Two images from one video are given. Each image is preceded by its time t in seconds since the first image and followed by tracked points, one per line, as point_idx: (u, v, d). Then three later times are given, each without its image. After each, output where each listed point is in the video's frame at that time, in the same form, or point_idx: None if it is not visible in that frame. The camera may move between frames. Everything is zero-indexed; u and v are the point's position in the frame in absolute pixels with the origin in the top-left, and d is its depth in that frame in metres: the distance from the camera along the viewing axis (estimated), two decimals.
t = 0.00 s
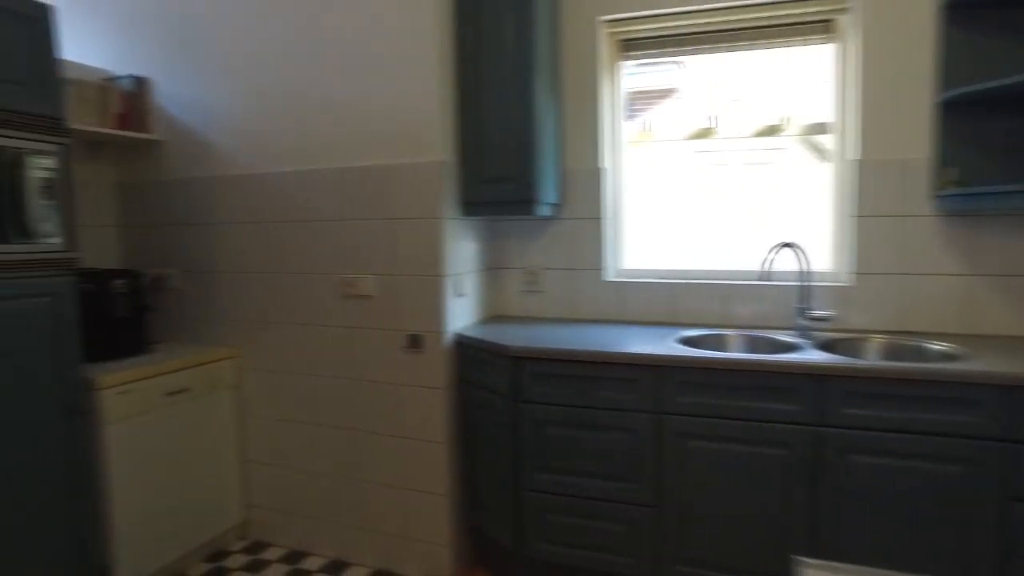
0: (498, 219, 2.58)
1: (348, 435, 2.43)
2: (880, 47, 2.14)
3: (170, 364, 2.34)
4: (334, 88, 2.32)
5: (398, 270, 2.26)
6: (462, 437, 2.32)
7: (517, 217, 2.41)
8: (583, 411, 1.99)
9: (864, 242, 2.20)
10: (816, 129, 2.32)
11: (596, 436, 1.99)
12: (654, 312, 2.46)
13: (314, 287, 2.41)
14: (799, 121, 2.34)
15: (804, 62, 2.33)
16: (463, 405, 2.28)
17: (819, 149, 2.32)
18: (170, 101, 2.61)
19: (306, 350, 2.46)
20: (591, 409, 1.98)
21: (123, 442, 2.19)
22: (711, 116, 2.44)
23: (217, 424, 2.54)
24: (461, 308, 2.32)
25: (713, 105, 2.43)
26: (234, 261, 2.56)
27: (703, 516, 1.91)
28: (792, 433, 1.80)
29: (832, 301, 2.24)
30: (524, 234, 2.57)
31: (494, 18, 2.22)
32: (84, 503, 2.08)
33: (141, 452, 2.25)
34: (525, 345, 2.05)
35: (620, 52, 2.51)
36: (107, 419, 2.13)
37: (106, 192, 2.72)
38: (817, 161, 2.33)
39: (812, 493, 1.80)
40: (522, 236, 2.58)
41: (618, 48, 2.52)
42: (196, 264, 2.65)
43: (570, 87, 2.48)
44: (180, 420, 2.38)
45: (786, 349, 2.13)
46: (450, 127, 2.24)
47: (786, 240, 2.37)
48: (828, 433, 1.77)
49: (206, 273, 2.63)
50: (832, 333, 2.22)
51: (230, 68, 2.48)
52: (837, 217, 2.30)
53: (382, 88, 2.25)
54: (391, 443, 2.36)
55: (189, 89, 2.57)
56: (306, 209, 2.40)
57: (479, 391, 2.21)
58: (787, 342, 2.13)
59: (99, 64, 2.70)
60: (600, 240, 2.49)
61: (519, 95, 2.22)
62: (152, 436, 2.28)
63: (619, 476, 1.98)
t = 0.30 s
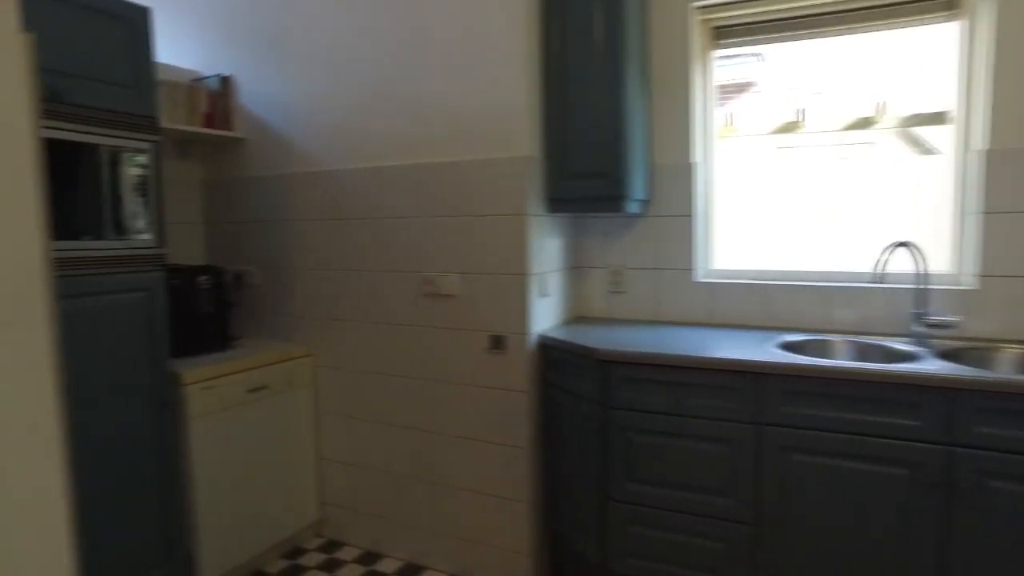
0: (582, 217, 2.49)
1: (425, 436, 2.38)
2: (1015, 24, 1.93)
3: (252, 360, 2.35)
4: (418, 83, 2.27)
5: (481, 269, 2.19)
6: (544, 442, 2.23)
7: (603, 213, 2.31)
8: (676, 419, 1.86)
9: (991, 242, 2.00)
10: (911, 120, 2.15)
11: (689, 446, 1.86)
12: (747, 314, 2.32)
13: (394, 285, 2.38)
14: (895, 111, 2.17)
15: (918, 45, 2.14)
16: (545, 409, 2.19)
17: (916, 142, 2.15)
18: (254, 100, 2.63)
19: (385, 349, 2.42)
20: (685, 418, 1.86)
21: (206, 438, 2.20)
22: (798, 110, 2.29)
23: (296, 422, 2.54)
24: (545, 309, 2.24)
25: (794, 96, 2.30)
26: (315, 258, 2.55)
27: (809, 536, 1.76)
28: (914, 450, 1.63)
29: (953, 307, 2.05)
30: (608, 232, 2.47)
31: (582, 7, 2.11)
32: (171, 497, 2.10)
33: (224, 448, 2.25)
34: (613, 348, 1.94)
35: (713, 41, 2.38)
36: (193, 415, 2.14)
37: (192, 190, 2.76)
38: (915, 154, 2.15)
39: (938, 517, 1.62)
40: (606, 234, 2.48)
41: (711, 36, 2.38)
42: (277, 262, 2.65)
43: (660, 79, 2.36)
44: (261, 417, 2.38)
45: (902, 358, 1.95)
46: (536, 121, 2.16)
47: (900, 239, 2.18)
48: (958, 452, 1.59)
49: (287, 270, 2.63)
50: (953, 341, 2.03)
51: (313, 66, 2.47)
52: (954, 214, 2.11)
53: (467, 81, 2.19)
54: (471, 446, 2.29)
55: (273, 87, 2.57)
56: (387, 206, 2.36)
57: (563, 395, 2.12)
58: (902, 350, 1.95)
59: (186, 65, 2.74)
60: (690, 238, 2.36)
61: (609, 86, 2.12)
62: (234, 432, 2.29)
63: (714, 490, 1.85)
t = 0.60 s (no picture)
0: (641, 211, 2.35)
1: (478, 442, 2.27)
2: None
3: (298, 360, 2.27)
4: (474, 72, 2.17)
5: (540, 267, 2.09)
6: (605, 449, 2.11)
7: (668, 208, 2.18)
8: (756, 430, 1.71)
9: None
10: (988, 109, 2.00)
11: (771, 459, 1.71)
12: (824, 316, 2.15)
13: (447, 283, 2.28)
14: (969, 101, 2.02)
15: (1002, 23, 1.99)
16: (607, 416, 2.08)
17: (988, 132, 2.01)
18: (300, 91, 2.55)
19: (437, 350, 2.32)
20: (764, 429, 1.71)
21: (252, 441, 2.11)
22: (861, 101, 2.16)
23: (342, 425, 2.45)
24: (606, 310, 2.11)
25: (866, 86, 2.15)
26: (363, 255, 2.47)
27: (905, 561, 1.59)
28: None
29: None
30: (671, 228, 2.33)
31: None
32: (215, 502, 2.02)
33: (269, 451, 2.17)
34: (684, 352, 1.80)
35: (785, 24, 2.23)
36: (238, 417, 2.06)
37: (235, 185, 2.69)
38: (989, 145, 2.01)
39: None
40: (669, 231, 2.33)
41: (783, 19, 2.23)
42: (323, 259, 2.57)
43: (729, 65, 2.21)
44: (307, 419, 2.30)
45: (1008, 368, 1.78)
46: (599, 109, 2.04)
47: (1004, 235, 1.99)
48: None
49: (332, 267, 2.55)
50: None
51: (363, 55, 2.39)
52: None
53: (527, 69, 2.07)
54: (526, 453, 2.18)
55: (320, 78, 2.49)
56: (440, 200, 2.27)
57: (626, 402, 1.99)
58: (1011, 360, 1.79)
59: (232, 57, 2.68)
60: (761, 235, 2.20)
61: (678, 71, 1.99)
62: (280, 435, 2.20)
63: (797, 509, 1.69)
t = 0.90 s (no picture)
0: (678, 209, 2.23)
1: (505, 450, 2.17)
2: None
3: (318, 364, 2.18)
4: (503, 62, 2.07)
5: (572, 268, 1.98)
6: (640, 461, 2.00)
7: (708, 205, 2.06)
8: (808, 444, 1.58)
9: None
10: None
11: (823, 476, 1.58)
12: (874, 321, 2.02)
13: (473, 285, 2.18)
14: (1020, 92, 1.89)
15: None
16: (642, 426, 1.97)
17: None
18: (320, 84, 2.46)
19: (463, 354, 2.23)
20: (817, 442, 1.57)
21: (268, 448, 2.02)
22: (902, 94, 2.03)
23: (363, 431, 2.35)
24: (642, 313, 2.00)
25: (911, 77, 2.02)
26: (385, 255, 2.37)
27: None
28: None
29: None
30: (709, 227, 2.20)
31: None
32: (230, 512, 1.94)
33: (287, 459, 2.08)
34: (729, 359, 1.68)
35: (834, 9, 2.09)
36: (255, 424, 1.97)
37: (254, 182, 2.61)
38: None
39: None
40: (706, 229, 2.21)
41: (831, 4, 2.09)
42: (343, 258, 2.48)
43: (773, 53, 2.08)
44: (327, 426, 2.21)
45: None
46: (636, 100, 1.92)
47: None
48: None
49: (353, 267, 2.45)
50: None
51: (386, 46, 2.29)
52: None
53: (559, 58, 1.96)
54: (555, 463, 2.07)
55: (342, 71, 2.40)
56: (466, 198, 2.17)
57: (664, 411, 1.87)
58: None
59: (252, 50, 2.60)
60: (806, 233, 2.07)
61: (721, 60, 1.87)
62: (299, 442, 2.11)
63: (852, 529, 1.56)
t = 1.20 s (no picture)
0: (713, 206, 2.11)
1: (529, 461, 2.06)
2: None
3: (333, 369, 2.09)
4: (528, 52, 1.96)
5: (600, 269, 1.87)
6: (672, 475, 1.88)
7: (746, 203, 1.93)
8: (859, 464, 1.45)
9: None
10: None
11: (879, 498, 1.44)
12: (927, 327, 1.88)
13: (496, 287, 2.07)
14: None
15: None
16: (674, 438, 1.85)
17: None
18: (337, 78, 2.37)
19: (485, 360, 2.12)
20: (871, 462, 1.44)
21: (282, 457, 1.94)
22: (946, 87, 1.90)
23: (380, 439, 2.26)
24: (675, 318, 1.88)
25: (964, 65, 1.87)
26: (404, 255, 2.28)
27: None
28: None
29: None
30: (745, 226, 2.07)
31: None
32: (240, 523, 1.85)
33: (300, 468, 1.99)
34: (771, 369, 1.55)
35: None
36: (267, 433, 1.88)
37: (269, 179, 2.53)
38: None
39: None
40: (742, 229, 2.07)
41: None
42: (361, 259, 2.39)
43: (816, 40, 1.94)
44: (343, 433, 2.12)
45: None
46: (670, 89, 1.80)
47: None
48: None
49: (370, 268, 2.36)
50: None
51: (406, 38, 2.20)
52: None
53: (587, 46, 1.85)
54: (582, 476, 1.96)
55: (360, 64, 2.31)
56: (488, 195, 2.07)
57: (699, 423, 1.75)
58: None
59: (267, 43, 2.52)
60: (851, 233, 1.93)
61: (762, 47, 1.74)
62: (313, 451, 2.03)
63: (910, 558, 1.42)
